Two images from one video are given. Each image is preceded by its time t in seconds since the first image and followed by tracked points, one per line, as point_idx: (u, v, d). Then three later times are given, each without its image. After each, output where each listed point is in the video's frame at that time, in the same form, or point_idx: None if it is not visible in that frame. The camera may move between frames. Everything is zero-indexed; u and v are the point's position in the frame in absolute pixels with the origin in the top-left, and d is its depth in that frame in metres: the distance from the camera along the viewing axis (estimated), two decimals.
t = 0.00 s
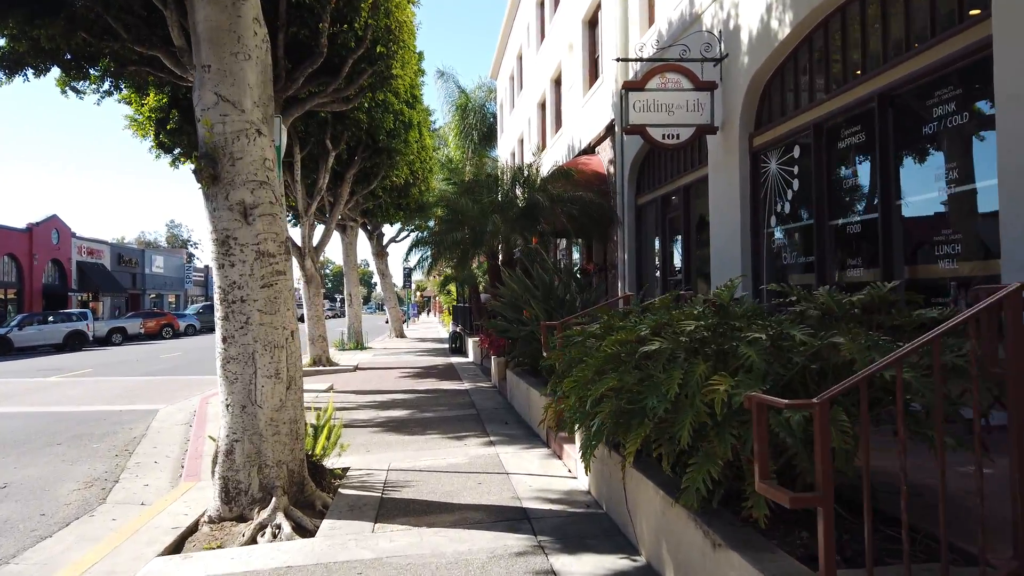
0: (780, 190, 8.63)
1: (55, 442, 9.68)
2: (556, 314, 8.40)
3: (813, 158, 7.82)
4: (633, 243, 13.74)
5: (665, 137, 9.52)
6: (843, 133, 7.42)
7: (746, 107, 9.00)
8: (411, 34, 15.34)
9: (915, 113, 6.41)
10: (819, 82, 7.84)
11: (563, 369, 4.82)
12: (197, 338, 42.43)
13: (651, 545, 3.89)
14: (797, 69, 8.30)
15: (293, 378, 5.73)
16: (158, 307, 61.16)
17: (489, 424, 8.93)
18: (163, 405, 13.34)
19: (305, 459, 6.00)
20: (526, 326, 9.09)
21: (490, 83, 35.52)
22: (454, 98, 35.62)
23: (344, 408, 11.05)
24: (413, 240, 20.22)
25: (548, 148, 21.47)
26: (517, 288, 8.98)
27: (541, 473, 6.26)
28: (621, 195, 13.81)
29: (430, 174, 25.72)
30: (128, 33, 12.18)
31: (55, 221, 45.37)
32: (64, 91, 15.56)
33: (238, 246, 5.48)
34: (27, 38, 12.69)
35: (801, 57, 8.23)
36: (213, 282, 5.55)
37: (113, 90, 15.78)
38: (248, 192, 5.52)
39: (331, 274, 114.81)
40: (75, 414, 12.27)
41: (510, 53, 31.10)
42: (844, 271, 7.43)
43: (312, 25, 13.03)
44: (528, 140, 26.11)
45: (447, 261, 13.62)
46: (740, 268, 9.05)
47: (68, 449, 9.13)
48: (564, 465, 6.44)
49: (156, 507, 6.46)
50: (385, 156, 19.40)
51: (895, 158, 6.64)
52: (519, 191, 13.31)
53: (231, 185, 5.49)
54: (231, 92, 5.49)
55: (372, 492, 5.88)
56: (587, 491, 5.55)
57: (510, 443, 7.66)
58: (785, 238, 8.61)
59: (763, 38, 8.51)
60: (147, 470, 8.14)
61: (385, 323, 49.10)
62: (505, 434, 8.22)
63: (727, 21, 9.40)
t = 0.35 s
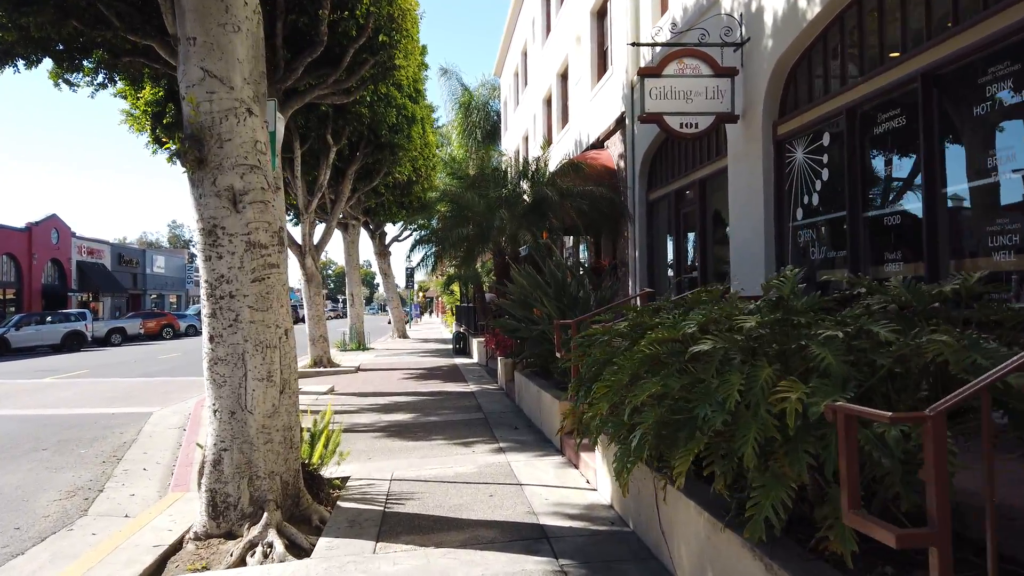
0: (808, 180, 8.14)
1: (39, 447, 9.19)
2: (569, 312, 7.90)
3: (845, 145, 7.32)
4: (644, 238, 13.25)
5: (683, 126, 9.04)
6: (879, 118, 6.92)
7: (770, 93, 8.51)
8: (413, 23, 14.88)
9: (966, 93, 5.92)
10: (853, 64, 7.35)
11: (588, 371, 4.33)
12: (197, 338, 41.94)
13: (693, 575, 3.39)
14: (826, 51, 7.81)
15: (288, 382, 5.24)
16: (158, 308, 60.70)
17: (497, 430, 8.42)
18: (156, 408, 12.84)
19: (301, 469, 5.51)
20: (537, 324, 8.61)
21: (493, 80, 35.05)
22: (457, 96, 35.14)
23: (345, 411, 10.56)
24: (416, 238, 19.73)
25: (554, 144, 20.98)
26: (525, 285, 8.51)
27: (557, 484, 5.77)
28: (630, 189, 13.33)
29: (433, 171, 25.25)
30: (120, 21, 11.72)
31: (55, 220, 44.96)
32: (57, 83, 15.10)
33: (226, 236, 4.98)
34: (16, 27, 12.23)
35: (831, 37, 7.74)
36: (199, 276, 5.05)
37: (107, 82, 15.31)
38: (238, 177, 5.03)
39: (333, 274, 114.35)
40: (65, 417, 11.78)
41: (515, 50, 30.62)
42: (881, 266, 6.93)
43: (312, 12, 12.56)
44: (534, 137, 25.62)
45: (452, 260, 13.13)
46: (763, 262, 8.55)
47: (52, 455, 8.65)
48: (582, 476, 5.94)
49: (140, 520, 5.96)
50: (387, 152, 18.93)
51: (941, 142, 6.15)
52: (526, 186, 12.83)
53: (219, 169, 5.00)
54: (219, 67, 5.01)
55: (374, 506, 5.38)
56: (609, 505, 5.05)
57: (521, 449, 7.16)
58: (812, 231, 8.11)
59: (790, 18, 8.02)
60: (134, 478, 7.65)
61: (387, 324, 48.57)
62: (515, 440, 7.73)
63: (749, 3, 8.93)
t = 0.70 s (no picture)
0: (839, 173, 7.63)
1: (22, 456, 8.69)
2: (583, 313, 7.36)
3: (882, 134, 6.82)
4: (656, 236, 12.74)
5: (703, 117, 8.53)
6: (922, 105, 6.43)
7: (797, 81, 8.00)
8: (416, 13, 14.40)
9: None
10: (891, 47, 6.85)
11: (617, 380, 3.82)
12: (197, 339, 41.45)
13: None
14: (860, 34, 7.30)
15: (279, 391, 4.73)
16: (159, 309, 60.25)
17: (507, 438, 7.91)
18: (149, 412, 12.34)
19: (294, 486, 5.00)
20: (548, 327, 8.07)
21: (497, 78, 34.56)
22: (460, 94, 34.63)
23: (345, 418, 10.04)
24: (419, 237, 19.24)
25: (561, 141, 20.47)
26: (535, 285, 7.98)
27: (575, 501, 5.25)
28: (642, 186, 12.81)
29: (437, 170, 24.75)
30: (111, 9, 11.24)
31: (55, 220, 44.55)
32: (49, 77, 14.64)
33: (211, 228, 4.48)
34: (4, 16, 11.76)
35: (866, 20, 7.23)
36: (181, 272, 4.55)
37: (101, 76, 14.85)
38: (224, 162, 4.53)
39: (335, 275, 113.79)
40: (53, 422, 11.28)
41: (519, 47, 30.14)
42: (923, 263, 6.43)
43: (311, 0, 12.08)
44: (539, 134, 25.10)
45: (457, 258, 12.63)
46: (789, 260, 8.04)
47: (34, 464, 8.16)
48: (602, 492, 5.43)
49: (120, 539, 5.46)
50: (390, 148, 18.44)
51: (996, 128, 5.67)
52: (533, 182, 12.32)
53: (203, 154, 4.50)
54: (203, 41, 4.52)
55: (374, 527, 4.87)
56: (636, 528, 4.53)
57: (532, 461, 6.66)
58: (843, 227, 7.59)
59: None
60: (119, 491, 7.15)
61: (389, 324, 48.02)
62: (526, 450, 7.22)
63: None
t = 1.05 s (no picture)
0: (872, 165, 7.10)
1: None
2: (597, 316, 6.80)
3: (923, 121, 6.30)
4: (668, 236, 12.21)
5: (722, 106, 8.02)
6: (968, 88, 5.91)
7: (824, 66, 7.48)
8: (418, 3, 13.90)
9: None
10: (933, 27, 6.32)
11: (648, 395, 3.30)
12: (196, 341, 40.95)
13: None
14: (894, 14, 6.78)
15: (262, 404, 4.21)
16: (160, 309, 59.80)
17: (514, 449, 7.38)
18: (139, 418, 11.83)
19: (281, 510, 4.48)
20: (558, 330, 7.52)
21: (500, 76, 34.04)
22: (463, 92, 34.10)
23: (343, 425, 9.52)
24: (421, 236, 18.72)
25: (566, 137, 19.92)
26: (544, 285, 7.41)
27: (593, 526, 4.73)
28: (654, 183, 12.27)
29: (439, 168, 24.23)
30: None
31: (54, 220, 44.16)
32: (38, 70, 14.16)
33: (184, 221, 3.97)
34: None
35: None
36: (152, 270, 4.04)
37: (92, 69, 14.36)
38: (199, 147, 4.01)
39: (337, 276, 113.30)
40: (38, 429, 10.78)
41: (523, 43, 29.61)
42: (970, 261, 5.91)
43: None
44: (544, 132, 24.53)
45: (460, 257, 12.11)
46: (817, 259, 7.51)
47: (10, 477, 7.65)
48: (622, 514, 4.91)
49: (90, 565, 4.95)
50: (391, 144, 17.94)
51: None
52: (540, 177, 11.80)
53: (175, 137, 3.99)
54: (176, 9, 4.01)
55: (370, 557, 4.34)
56: (665, 560, 4.01)
57: (542, 476, 6.14)
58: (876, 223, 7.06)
59: None
60: (98, 507, 6.64)
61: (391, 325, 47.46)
62: (535, 463, 6.69)
63: None
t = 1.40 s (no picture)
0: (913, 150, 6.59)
1: None
2: (617, 314, 6.21)
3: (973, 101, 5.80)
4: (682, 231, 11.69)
5: (748, 89, 7.53)
6: None
7: (859, 45, 6.97)
8: None
9: None
10: None
11: (699, 402, 2.81)
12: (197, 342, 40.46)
13: None
14: None
15: (249, 412, 3.71)
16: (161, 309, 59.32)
17: (527, 456, 6.88)
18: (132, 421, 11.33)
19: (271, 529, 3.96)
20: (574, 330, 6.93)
21: (505, 72, 33.55)
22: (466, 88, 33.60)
23: (343, 429, 9.03)
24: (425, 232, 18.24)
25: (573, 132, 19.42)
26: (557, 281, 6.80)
27: (622, 546, 4.23)
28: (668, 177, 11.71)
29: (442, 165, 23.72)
30: None
31: (54, 220, 43.74)
32: (30, 60, 13.71)
33: (159, 201, 3.47)
34: None
35: None
36: (124, 257, 3.54)
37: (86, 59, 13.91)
38: (176, 117, 3.51)
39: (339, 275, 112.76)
40: (24, 432, 10.28)
41: (528, 38, 29.11)
42: None
43: None
44: (549, 128, 24.02)
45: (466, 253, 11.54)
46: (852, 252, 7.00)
47: None
48: (653, 532, 4.40)
49: None
50: (394, 139, 17.46)
51: None
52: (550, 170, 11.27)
53: (149, 106, 3.50)
54: None
55: None
56: None
57: (559, 486, 5.64)
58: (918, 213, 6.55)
59: None
60: (79, 519, 6.15)
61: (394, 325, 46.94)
62: (550, 471, 6.19)
63: None
